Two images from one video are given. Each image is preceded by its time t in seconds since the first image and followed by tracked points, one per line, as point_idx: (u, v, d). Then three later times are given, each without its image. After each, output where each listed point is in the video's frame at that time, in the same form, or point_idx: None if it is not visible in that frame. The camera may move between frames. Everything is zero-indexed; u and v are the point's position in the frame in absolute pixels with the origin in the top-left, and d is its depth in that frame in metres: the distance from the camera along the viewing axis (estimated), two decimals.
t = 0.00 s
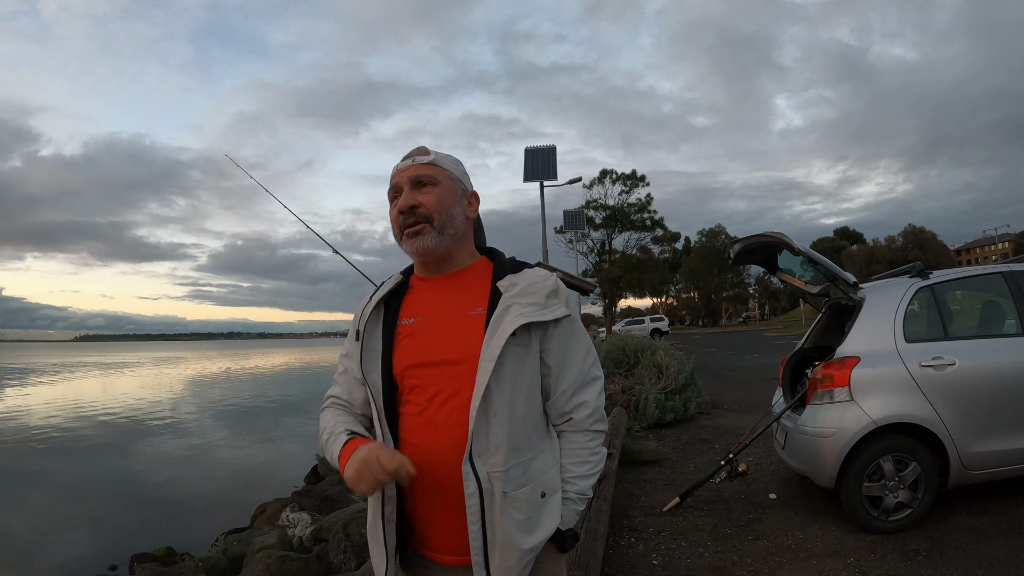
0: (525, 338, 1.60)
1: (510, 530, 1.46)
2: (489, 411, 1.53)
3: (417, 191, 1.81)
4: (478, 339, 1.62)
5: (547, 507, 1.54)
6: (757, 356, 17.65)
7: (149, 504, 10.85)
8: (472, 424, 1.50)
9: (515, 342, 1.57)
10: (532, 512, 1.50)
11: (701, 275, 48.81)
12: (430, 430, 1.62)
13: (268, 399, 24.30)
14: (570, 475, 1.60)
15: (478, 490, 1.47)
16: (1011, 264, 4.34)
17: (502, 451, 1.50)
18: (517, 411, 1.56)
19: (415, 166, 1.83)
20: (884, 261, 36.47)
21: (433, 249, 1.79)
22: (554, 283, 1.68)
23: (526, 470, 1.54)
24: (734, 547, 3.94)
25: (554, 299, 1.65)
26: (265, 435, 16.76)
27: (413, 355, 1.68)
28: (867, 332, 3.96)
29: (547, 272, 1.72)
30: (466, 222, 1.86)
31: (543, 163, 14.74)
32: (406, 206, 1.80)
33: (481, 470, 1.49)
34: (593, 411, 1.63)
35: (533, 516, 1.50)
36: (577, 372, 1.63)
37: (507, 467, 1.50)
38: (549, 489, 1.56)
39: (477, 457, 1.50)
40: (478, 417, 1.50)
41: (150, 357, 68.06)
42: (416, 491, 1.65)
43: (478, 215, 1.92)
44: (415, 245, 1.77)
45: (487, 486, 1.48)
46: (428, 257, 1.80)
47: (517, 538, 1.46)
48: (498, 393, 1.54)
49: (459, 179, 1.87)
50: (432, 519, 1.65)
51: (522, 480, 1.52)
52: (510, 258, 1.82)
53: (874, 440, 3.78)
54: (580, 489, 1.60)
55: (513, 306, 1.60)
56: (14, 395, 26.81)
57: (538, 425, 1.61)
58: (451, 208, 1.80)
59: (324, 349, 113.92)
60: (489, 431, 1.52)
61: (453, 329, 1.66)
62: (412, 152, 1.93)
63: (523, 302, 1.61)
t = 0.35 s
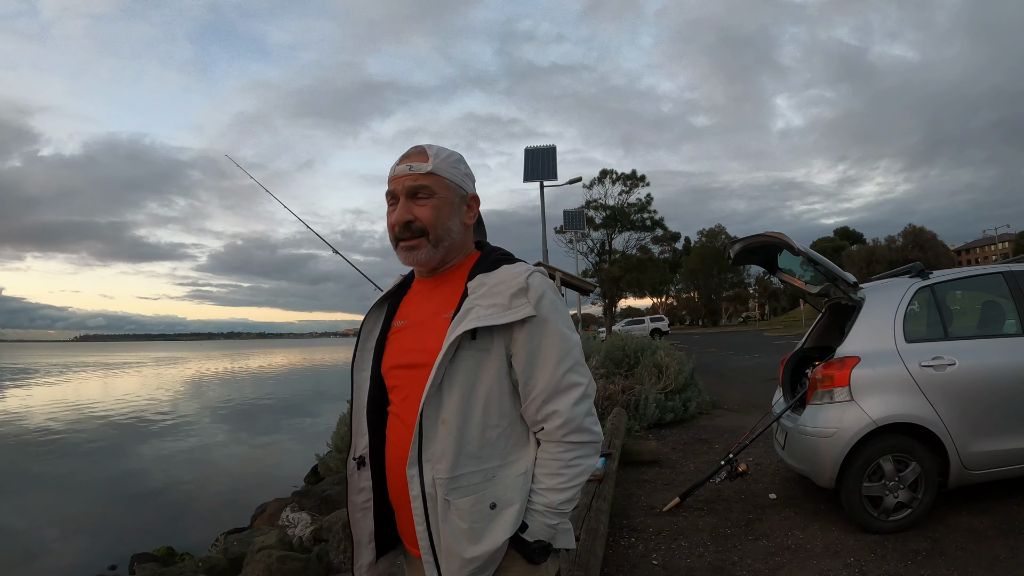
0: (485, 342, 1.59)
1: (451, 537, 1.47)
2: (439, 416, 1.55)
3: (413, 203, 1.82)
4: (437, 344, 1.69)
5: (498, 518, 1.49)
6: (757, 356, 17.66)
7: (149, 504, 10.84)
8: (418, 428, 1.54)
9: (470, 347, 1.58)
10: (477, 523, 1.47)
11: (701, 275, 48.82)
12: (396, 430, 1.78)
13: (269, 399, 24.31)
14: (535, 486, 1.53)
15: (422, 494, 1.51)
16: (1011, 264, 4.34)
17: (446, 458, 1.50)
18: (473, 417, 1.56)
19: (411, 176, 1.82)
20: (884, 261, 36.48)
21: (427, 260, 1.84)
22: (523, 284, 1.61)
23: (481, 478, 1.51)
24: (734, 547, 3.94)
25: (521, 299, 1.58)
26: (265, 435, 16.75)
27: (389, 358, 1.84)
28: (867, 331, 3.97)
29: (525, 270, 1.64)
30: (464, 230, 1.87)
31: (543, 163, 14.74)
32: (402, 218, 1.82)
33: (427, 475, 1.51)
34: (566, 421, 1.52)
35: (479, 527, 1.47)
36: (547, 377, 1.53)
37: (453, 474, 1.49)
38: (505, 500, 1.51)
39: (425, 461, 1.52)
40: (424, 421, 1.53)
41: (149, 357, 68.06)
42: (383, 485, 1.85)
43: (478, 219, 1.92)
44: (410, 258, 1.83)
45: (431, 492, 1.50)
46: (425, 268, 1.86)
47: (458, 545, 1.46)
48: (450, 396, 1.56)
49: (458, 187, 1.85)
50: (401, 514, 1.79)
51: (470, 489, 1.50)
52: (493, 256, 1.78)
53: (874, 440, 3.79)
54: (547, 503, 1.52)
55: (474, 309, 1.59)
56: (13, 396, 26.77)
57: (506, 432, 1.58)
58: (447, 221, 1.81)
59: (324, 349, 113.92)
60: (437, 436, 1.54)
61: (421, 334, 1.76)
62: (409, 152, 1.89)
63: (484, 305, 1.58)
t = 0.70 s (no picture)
0: (487, 346, 1.60)
1: (443, 542, 1.47)
2: (438, 420, 1.57)
3: (424, 191, 1.86)
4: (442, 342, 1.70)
5: (492, 528, 1.48)
6: (757, 356, 17.67)
7: (148, 505, 10.85)
8: (416, 430, 1.56)
9: (472, 350, 1.59)
10: (470, 531, 1.48)
11: (701, 275, 48.83)
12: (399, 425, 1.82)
13: (268, 399, 24.31)
14: (536, 497, 1.51)
15: (417, 497, 1.53)
16: (1011, 263, 4.34)
17: (441, 462, 1.52)
18: (472, 421, 1.57)
19: (424, 164, 1.85)
20: (884, 261, 36.49)
21: (430, 249, 1.86)
22: (530, 286, 1.58)
23: (478, 485, 1.52)
24: (734, 547, 3.94)
25: (525, 302, 1.56)
26: (265, 435, 16.77)
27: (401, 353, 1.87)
28: (868, 331, 3.97)
29: (535, 272, 1.61)
30: (473, 226, 1.85)
31: (543, 163, 14.74)
32: (411, 205, 1.87)
33: (422, 479, 1.54)
34: (570, 434, 1.48)
35: (471, 535, 1.47)
36: (551, 386, 1.50)
37: (447, 479, 1.51)
38: (500, 511, 1.50)
39: (421, 464, 1.55)
40: (422, 423, 1.56)
41: (150, 357, 68.31)
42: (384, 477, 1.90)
43: (493, 216, 1.88)
44: (413, 245, 1.86)
45: (425, 495, 1.52)
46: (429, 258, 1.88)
47: (448, 551, 1.47)
48: (449, 399, 1.58)
49: (472, 181, 1.84)
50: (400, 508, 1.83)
51: (464, 496, 1.51)
52: (503, 256, 1.76)
53: (875, 440, 3.79)
54: (548, 517, 1.48)
55: (477, 310, 1.59)
56: (13, 395, 26.80)
57: (508, 438, 1.58)
58: (453, 214, 1.81)
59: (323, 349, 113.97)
60: (434, 439, 1.56)
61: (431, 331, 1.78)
62: (435, 140, 1.92)
63: (487, 307, 1.57)
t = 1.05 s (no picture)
0: (553, 349, 1.58)
1: (511, 558, 1.46)
2: (502, 427, 1.55)
3: (475, 176, 1.86)
4: (502, 343, 1.68)
5: (563, 539, 1.50)
6: (757, 356, 17.67)
7: (148, 505, 10.85)
8: (479, 440, 1.53)
9: (538, 353, 1.57)
10: (540, 545, 1.47)
11: (701, 275, 48.81)
12: (450, 432, 1.78)
13: (268, 399, 24.31)
14: (607, 504, 1.53)
15: (479, 512, 1.51)
16: (1011, 263, 4.34)
17: (507, 475, 1.49)
18: (537, 428, 1.56)
19: (477, 148, 1.85)
20: (884, 261, 36.47)
21: (481, 238, 1.85)
22: (600, 286, 1.57)
23: (545, 496, 1.52)
24: (734, 547, 3.94)
25: (596, 303, 1.54)
26: (264, 435, 16.78)
27: (447, 353, 1.85)
28: (867, 331, 3.97)
29: (603, 271, 1.60)
30: (525, 214, 1.85)
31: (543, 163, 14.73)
32: (462, 189, 1.87)
33: (485, 492, 1.51)
34: (643, 440, 1.49)
35: (541, 549, 1.47)
36: (624, 391, 1.51)
37: (513, 492, 1.49)
38: (570, 521, 1.51)
39: (484, 476, 1.53)
40: (486, 432, 1.53)
41: (151, 357, 68.42)
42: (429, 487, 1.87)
43: (546, 204, 1.88)
44: (462, 232, 1.86)
45: (488, 510, 1.50)
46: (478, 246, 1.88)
47: (517, 567, 1.46)
48: (514, 406, 1.55)
49: (527, 166, 1.84)
50: (450, 519, 1.79)
51: (531, 509, 1.50)
52: (566, 253, 1.74)
53: (875, 440, 3.79)
54: (617, 524, 1.51)
55: (544, 310, 1.56)
56: (13, 396, 26.87)
57: (573, 443, 1.58)
58: (506, 202, 1.81)
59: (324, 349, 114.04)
60: (498, 449, 1.53)
61: (485, 331, 1.76)
62: (487, 124, 1.92)
63: (555, 307, 1.55)
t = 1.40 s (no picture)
0: (587, 353, 1.58)
1: (529, 569, 1.47)
2: (529, 433, 1.55)
3: (508, 169, 1.86)
4: (534, 343, 1.68)
5: (585, 554, 1.49)
6: (758, 356, 17.65)
7: (147, 505, 10.85)
8: (506, 445, 1.54)
9: (570, 357, 1.57)
10: (560, 559, 1.47)
11: (701, 275, 48.79)
12: (479, 430, 1.78)
13: (267, 399, 24.29)
14: (633, 517, 1.53)
15: (499, 520, 1.52)
16: (1011, 264, 4.33)
17: (531, 484, 1.50)
18: (566, 437, 1.55)
19: (509, 141, 1.85)
20: (884, 261, 36.45)
21: (516, 234, 1.86)
22: (642, 289, 1.52)
23: (569, 507, 1.52)
24: (735, 548, 3.94)
25: (636, 308, 1.51)
26: (264, 435, 16.77)
27: (479, 350, 1.85)
28: (867, 332, 3.97)
29: (646, 273, 1.56)
30: (561, 208, 1.83)
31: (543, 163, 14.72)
32: (494, 184, 1.88)
33: (507, 500, 1.52)
34: (675, 456, 1.48)
35: (561, 563, 1.47)
36: (658, 404, 1.49)
37: (536, 502, 1.50)
38: (593, 535, 1.50)
39: (507, 484, 1.53)
40: (513, 437, 1.53)
41: (151, 357, 68.47)
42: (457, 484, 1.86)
43: (583, 197, 1.84)
44: (497, 228, 1.87)
45: (509, 518, 1.52)
46: (512, 242, 1.89)
47: None
48: (543, 413, 1.55)
49: (561, 158, 1.82)
50: (474, 520, 1.79)
51: (553, 521, 1.50)
52: (607, 251, 1.70)
53: (875, 440, 3.79)
54: (641, 541, 1.50)
55: (580, 312, 1.55)
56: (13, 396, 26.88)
57: (603, 453, 1.58)
58: (539, 196, 1.80)
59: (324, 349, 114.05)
60: (525, 455, 1.54)
61: (518, 330, 1.76)
62: (521, 115, 1.91)
63: (593, 311, 1.53)
